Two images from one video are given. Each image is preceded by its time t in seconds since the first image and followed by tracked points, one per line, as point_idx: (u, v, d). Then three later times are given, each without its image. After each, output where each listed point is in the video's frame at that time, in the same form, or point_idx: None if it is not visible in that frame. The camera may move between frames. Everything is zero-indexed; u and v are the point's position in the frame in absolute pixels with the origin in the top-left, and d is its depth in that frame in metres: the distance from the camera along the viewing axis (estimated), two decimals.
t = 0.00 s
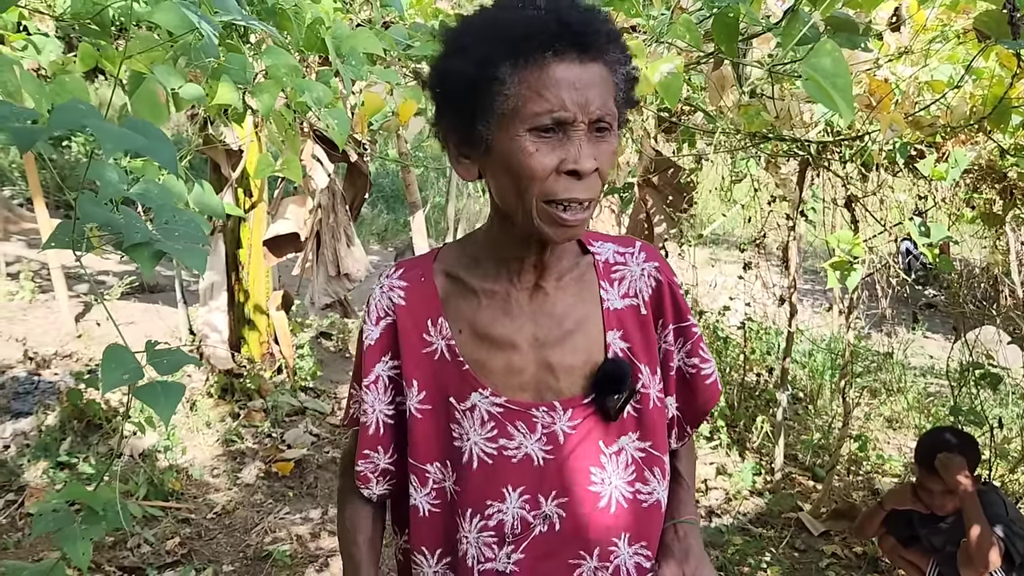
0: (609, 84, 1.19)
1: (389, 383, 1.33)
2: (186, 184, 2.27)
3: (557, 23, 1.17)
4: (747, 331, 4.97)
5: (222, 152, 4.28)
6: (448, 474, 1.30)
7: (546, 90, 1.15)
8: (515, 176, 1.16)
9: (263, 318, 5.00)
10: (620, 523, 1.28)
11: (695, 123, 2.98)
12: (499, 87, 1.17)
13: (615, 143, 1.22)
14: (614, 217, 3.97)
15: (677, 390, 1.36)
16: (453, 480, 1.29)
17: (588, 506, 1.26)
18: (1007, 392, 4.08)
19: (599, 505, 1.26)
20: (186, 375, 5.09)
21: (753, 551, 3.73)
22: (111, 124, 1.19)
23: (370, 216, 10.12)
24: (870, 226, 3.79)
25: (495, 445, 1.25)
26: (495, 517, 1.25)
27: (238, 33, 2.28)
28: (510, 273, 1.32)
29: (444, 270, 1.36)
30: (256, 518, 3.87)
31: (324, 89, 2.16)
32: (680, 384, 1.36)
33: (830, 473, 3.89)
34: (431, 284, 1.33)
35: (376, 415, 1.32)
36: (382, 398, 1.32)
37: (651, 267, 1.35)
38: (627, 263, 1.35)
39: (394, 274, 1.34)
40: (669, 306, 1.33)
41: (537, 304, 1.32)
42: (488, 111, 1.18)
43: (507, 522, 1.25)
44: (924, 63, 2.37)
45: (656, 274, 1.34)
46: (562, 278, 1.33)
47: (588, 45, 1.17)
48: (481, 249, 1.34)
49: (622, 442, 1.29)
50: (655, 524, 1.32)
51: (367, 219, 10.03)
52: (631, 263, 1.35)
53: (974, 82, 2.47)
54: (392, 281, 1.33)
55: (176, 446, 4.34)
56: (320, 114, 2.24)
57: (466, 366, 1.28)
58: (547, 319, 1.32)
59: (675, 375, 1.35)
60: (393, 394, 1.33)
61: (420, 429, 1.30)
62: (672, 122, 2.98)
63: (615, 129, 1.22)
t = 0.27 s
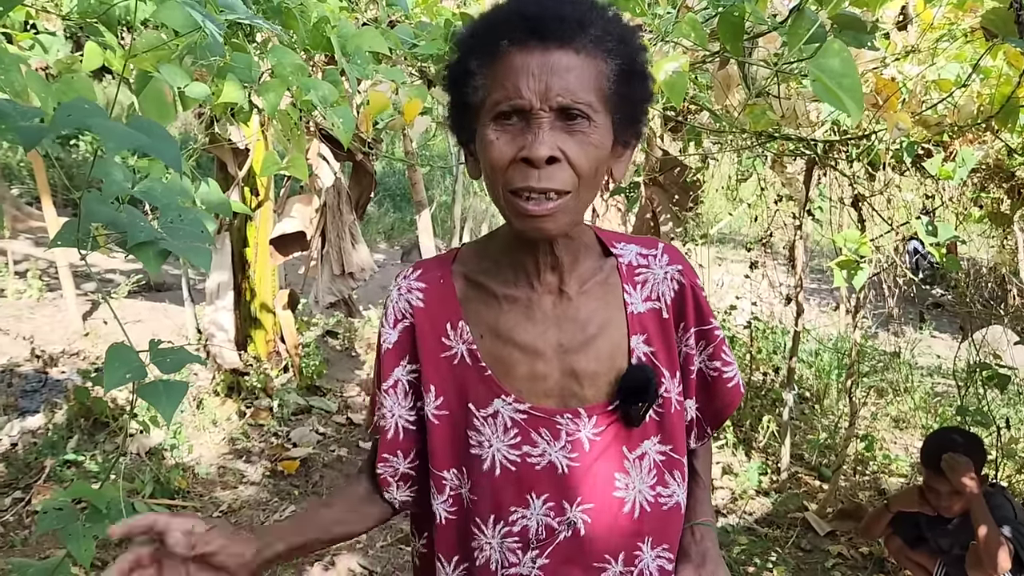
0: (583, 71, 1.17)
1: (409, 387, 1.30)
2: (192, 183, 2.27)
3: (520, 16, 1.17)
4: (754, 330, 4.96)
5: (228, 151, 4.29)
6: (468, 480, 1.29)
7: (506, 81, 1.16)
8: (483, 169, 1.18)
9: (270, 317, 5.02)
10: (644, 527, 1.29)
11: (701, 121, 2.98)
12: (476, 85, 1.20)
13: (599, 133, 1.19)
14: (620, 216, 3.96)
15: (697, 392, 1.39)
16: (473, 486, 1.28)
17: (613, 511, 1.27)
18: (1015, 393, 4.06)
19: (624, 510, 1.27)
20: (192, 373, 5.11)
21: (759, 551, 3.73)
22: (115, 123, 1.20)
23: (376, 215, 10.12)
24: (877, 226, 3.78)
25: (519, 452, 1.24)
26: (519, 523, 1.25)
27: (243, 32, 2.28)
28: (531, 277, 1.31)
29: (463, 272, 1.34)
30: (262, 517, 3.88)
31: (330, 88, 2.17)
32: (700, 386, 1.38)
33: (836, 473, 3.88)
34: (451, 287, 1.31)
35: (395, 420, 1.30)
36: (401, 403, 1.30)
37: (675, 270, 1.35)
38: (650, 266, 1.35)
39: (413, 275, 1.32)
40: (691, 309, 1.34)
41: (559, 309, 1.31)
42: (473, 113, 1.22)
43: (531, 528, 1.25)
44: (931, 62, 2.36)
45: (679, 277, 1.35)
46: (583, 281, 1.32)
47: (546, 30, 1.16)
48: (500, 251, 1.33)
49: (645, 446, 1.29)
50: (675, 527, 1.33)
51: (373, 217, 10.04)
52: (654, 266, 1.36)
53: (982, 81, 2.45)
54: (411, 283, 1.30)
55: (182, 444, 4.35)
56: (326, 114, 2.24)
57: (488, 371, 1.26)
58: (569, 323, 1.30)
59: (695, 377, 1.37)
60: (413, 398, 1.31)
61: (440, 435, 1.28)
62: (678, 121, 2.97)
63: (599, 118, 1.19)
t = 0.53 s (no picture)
0: (590, 60, 1.15)
1: (425, 392, 1.27)
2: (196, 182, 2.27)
3: (525, 10, 1.18)
4: (758, 330, 4.95)
5: (233, 150, 4.29)
6: (483, 483, 1.27)
7: (513, 74, 1.15)
8: (496, 163, 1.17)
9: (275, 316, 5.02)
10: (661, 531, 1.27)
11: (705, 121, 2.97)
12: (490, 80, 1.20)
13: (609, 121, 1.16)
14: (624, 215, 3.96)
15: (711, 395, 1.36)
16: (489, 489, 1.26)
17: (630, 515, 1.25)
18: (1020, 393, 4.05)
19: (641, 513, 1.26)
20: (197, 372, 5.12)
21: (763, 550, 3.72)
22: (122, 121, 1.21)
23: (380, 214, 10.13)
24: (882, 225, 3.77)
25: (535, 455, 1.22)
26: (535, 527, 1.22)
27: (247, 30, 2.27)
28: (546, 276, 1.28)
29: (478, 273, 1.31)
30: (266, 516, 3.89)
31: (333, 87, 2.17)
32: (715, 389, 1.36)
33: (840, 473, 3.88)
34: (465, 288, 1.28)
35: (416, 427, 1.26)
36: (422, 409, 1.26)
37: (690, 271, 1.33)
38: (666, 266, 1.33)
39: (427, 277, 1.29)
40: (707, 311, 1.32)
41: (576, 308, 1.28)
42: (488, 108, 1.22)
43: (548, 533, 1.22)
44: (935, 61, 2.35)
45: (695, 278, 1.33)
46: (601, 279, 1.30)
47: (551, 22, 1.16)
48: (515, 250, 1.30)
49: (660, 449, 1.27)
50: (692, 531, 1.31)
51: (377, 216, 10.06)
52: (670, 267, 1.33)
53: (986, 81, 2.45)
54: (425, 284, 1.28)
55: (186, 443, 4.36)
56: (330, 112, 2.24)
57: (505, 372, 1.24)
58: (586, 322, 1.28)
59: (711, 379, 1.35)
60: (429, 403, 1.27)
61: (456, 438, 1.26)
62: (682, 119, 2.96)
63: (608, 106, 1.16)
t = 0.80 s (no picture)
0: (580, 66, 1.15)
1: (428, 383, 1.32)
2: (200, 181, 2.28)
3: (514, 15, 1.19)
4: (760, 330, 4.95)
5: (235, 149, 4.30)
6: (483, 477, 1.29)
7: (504, 81, 1.16)
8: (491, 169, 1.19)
9: (276, 316, 4.99)
10: (660, 535, 1.26)
11: (707, 120, 2.97)
12: (483, 86, 1.23)
13: (602, 126, 1.16)
14: (627, 215, 3.96)
15: (724, 398, 1.34)
16: (488, 483, 1.28)
17: (626, 517, 1.25)
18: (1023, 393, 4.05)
19: (639, 515, 1.25)
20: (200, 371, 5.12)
21: (765, 551, 3.72)
22: (125, 118, 1.21)
23: (383, 214, 10.14)
24: (885, 225, 3.77)
25: (531, 451, 1.24)
26: (529, 523, 1.24)
27: (250, 28, 2.28)
28: (549, 274, 1.30)
29: (485, 269, 1.34)
30: (268, 514, 3.89)
31: (336, 85, 2.18)
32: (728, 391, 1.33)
33: (843, 473, 3.87)
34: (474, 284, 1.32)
35: (411, 416, 1.32)
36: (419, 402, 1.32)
37: (701, 271, 1.31)
38: (675, 266, 1.32)
39: (436, 272, 1.33)
40: (718, 311, 1.30)
41: (578, 307, 1.30)
42: (484, 112, 1.26)
43: (541, 530, 1.24)
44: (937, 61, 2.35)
45: (706, 277, 1.30)
46: (603, 279, 1.30)
47: (538, 28, 1.16)
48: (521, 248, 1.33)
49: (662, 451, 1.27)
50: (694, 536, 1.30)
51: (381, 216, 10.07)
52: (680, 266, 1.32)
53: (988, 80, 2.45)
54: (433, 279, 1.32)
55: (189, 442, 4.37)
56: (333, 111, 2.25)
57: (505, 367, 1.27)
58: (586, 322, 1.29)
59: (723, 382, 1.32)
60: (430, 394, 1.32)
61: (456, 430, 1.29)
62: (684, 119, 2.96)
63: (601, 111, 1.17)
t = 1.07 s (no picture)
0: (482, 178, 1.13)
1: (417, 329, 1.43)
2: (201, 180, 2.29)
3: (413, 104, 1.16)
4: (761, 331, 4.95)
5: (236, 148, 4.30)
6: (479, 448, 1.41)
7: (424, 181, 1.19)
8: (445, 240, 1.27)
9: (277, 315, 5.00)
10: (646, 528, 1.39)
11: (708, 120, 2.96)
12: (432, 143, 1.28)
13: (525, 226, 1.17)
14: (628, 215, 3.96)
15: (729, 401, 1.43)
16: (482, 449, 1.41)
17: (613, 509, 1.37)
18: None
19: (625, 510, 1.37)
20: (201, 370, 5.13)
21: (765, 551, 3.72)
22: (122, 117, 1.21)
23: (384, 213, 10.14)
24: (886, 225, 3.77)
25: (526, 429, 1.36)
26: (519, 499, 1.37)
27: (251, 28, 2.28)
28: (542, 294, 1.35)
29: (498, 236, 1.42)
30: (269, 513, 3.90)
31: (337, 85, 2.20)
32: (732, 395, 1.42)
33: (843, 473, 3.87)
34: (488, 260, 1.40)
35: (338, 321, 1.42)
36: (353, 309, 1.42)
37: (699, 278, 1.38)
38: (672, 274, 1.38)
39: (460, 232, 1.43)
40: (719, 319, 1.38)
41: (569, 325, 1.36)
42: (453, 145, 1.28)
43: (528, 503, 1.38)
44: (939, 61, 2.34)
45: (705, 284, 1.38)
46: (593, 298, 1.36)
47: (426, 137, 1.13)
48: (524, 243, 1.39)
49: (658, 455, 1.37)
50: (679, 532, 1.43)
51: (382, 215, 10.06)
52: (678, 274, 1.38)
53: (990, 80, 2.43)
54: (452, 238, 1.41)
55: (190, 441, 4.37)
56: (334, 111, 2.26)
57: (505, 345, 1.36)
58: (580, 338, 1.36)
59: (727, 386, 1.41)
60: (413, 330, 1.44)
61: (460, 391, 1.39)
62: (686, 119, 2.95)
63: (520, 212, 1.16)
